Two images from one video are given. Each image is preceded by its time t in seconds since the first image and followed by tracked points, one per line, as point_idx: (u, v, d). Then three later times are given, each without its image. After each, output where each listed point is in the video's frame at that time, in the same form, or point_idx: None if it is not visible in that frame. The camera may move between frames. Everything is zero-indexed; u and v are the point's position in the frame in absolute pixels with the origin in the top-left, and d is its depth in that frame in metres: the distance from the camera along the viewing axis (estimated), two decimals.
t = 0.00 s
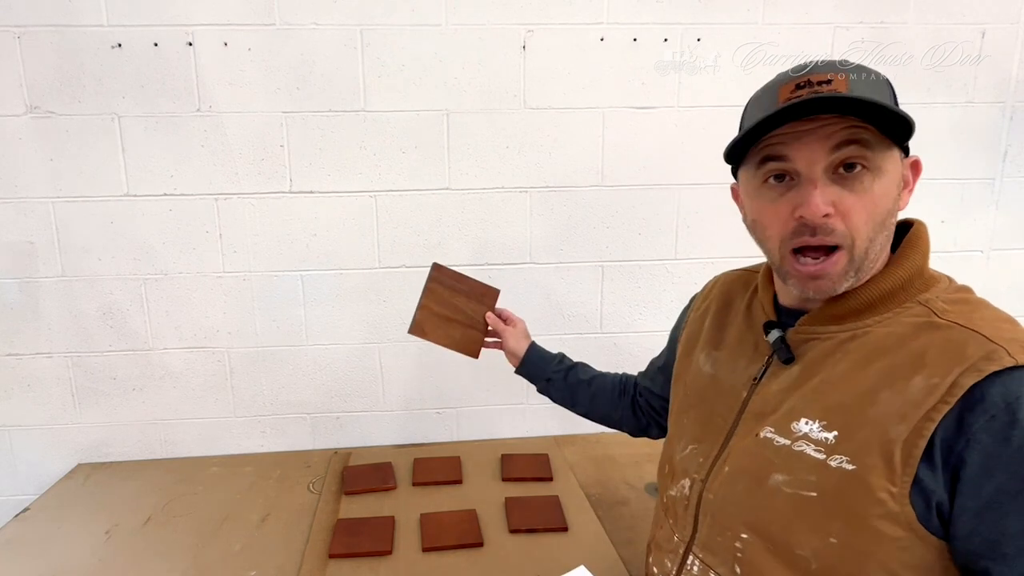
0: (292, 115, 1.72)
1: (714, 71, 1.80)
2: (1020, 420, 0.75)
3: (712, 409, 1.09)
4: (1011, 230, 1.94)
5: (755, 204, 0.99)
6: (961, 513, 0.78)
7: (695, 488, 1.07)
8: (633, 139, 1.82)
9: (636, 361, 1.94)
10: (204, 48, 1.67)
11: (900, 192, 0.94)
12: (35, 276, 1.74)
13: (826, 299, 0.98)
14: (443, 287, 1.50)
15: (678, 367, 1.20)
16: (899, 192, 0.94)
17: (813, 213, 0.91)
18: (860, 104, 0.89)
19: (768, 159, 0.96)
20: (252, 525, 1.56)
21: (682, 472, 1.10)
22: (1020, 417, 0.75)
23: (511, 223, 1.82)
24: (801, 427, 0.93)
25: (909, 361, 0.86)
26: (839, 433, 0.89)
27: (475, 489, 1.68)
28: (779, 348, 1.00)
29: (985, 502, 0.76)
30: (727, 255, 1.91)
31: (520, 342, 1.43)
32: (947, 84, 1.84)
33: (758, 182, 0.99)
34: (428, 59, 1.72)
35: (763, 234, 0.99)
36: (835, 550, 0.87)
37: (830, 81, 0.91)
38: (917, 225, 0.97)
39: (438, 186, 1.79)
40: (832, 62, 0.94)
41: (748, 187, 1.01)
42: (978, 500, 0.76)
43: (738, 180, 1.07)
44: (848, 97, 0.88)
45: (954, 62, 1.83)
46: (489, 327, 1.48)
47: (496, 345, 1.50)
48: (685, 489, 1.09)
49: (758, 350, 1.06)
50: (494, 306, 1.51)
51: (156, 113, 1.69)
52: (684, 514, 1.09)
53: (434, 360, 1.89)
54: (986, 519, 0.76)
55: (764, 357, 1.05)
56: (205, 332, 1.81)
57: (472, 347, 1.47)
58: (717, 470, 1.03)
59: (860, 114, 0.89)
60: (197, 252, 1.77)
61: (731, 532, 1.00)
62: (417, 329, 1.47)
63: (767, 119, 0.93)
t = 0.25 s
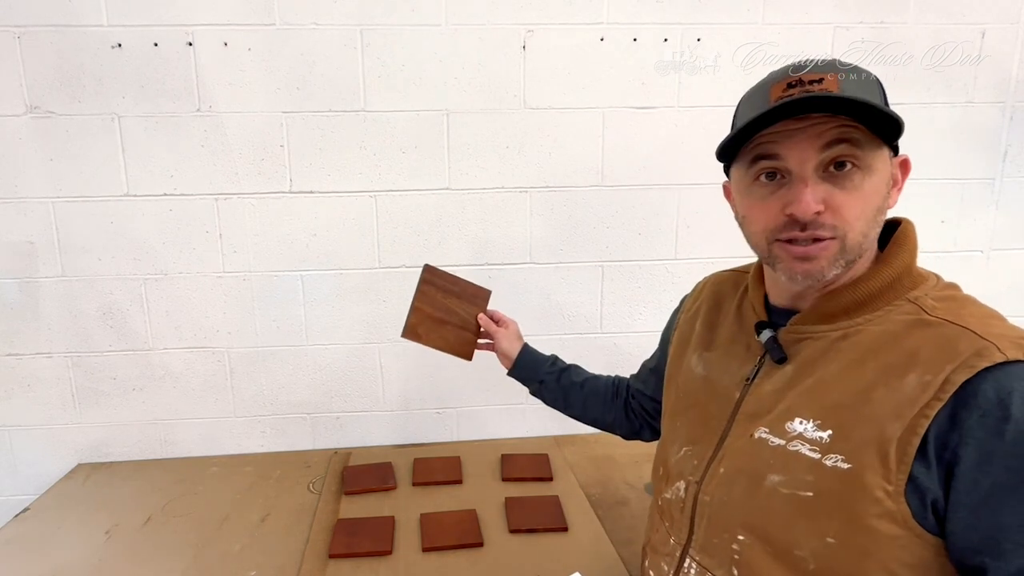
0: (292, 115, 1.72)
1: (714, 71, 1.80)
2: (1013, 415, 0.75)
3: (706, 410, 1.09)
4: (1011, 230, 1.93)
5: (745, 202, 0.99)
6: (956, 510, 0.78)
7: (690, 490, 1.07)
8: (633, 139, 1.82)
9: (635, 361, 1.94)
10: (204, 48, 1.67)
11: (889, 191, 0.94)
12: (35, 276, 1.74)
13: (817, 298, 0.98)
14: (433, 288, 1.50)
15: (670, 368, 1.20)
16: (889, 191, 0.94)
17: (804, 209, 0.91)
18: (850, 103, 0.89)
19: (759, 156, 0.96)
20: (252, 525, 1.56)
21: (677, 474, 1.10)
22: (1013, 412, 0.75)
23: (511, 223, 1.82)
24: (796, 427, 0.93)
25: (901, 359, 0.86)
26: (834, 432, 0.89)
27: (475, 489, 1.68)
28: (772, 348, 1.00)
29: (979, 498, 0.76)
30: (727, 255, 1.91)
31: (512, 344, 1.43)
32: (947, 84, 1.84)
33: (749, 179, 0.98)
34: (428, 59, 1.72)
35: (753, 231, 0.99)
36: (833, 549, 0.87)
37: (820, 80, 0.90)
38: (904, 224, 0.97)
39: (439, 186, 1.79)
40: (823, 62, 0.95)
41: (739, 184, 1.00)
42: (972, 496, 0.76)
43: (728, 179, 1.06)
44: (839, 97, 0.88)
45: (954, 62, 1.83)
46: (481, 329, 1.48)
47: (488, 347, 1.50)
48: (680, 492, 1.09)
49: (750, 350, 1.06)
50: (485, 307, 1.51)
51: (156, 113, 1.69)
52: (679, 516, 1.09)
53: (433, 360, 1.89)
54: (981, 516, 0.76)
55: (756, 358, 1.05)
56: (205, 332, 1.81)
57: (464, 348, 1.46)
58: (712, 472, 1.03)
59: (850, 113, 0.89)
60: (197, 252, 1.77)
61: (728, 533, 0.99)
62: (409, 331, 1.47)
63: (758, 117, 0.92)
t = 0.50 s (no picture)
0: (292, 115, 1.72)
1: (714, 71, 1.80)
2: (1008, 413, 0.75)
3: (702, 410, 1.08)
4: (1011, 230, 1.93)
5: (741, 201, 0.98)
6: (953, 508, 0.78)
7: (688, 491, 1.06)
8: (633, 139, 1.82)
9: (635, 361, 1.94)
10: (204, 48, 1.67)
11: (884, 190, 0.94)
12: (35, 276, 1.74)
13: (813, 297, 0.98)
14: (426, 293, 1.50)
15: (665, 368, 1.19)
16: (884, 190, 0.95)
17: (801, 209, 0.91)
18: (847, 102, 0.89)
19: (755, 155, 0.96)
20: (252, 525, 1.56)
21: (675, 476, 1.10)
22: (1008, 410, 0.75)
23: (511, 223, 1.82)
24: (793, 427, 0.93)
25: (896, 357, 0.86)
26: (831, 431, 0.89)
27: (474, 489, 1.68)
28: (768, 348, 1.00)
29: (976, 496, 0.76)
30: (727, 255, 1.91)
31: (507, 347, 1.44)
32: (947, 84, 1.84)
33: (745, 178, 0.98)
34: (428, 59, 1.72)
35: (748, 230, 0.98)
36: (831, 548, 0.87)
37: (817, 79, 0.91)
38: (897, 222, 0.97)
39: (439, 186, 1.79)
40: (820, 61, 0.95)
41: (734, 183, 1.00)
42: (968, 494, 0.77)
43: (723, 177, 1.06)
44: (835, 96, 0.88)
45: (954, 62, 1.83)
46: (474, 332, 1.48)
47: (483, 350, 1.50)
48: (678, 493, 1.09)
49: (745, 350, 1.06)
50: (480, 310, 1.50)
51: (156, 113, 1.69)
52: (677, 518, 1.09)
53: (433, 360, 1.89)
54: (977, 513, 0.76)
55: (752, 357, 1.05)
56: (205, 332, 1.81)
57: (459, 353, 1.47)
58: (710, 472, 1.03)
59: (847, 113, 0.90)
60: (197, 252, 1.77)
61: (727, 534, 0.99)
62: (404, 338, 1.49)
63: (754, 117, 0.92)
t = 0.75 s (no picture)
0: (292, 115, 1.72)
1: (714, 71, 1.80)
2: (1011, 414, 0.75)
3: (703, 411, 1.08)
4: (1011, 230, 1.93)
5: (746, 202, 0.98)
6: (956, 509, 0.78)
7: (689, 492, 1.06)
8: (633, 139, 1.82)
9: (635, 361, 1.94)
10: (204, 48, 1.67)
11: (889, 192, 0.95)
12: (35, 276, 1.74)
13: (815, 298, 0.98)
14: (422, 299, 1.51)
15: (665, 369, 1.19)
16: (889, 192, 0.95)
17: (808, 212, 0.90)
18: (854, 105, 0.89)
19: (761, 157, 0.95)
20: (252, 525, 1.56)
21: (675, 477, 1.10)
22: (1010, 411, 0.75)
23: (511, 223, 1.82)
24: (796, 428, 0.93)
25: (899, 359, 0.86)
26: (834, 433, 0.89)
27: (475, 489, 1.68)
28: (770, 349, 1.00)
29: (978, 496, 0.76)
30: (727, 255, 1.91)
31: (504, 351, 1.43)
32: (947, 84, 1.84)
33: (750, 179, 0.98)
34: (428, 59, 1.72)
35: (753, 231, 0.98)
36: (833, 549, 0.87)
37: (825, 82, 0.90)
38: (898, 224, 0.97)
39: (439, 186, 1.79)
40: (825, 61, 0.94)
41: (739, 184, 1.00)
42: (971, 495, 0.77)
43: (727, 177, 1.06)
44: (843, 98, 0.88)
45: (954, 62, 1.83)
46: (472, 335, 1.48)
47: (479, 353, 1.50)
48: (679, 494, 1.09)
49: (747, 351, 1.06)
50: (475, 314, 1.51)
51: (156, 113, 1.69)
52: (678, 519, 1.09)
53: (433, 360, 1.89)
54: (979, 514, 0.76)
55: (753, 358, 1.05)
56: (205, 332, 1.81)
57: (456, 356, 1.47)
58: (711, 473, 1.03)
59: (853, 115, 0.89)
60: (197, 252, 1.77)
61: (728, 535, 0.99)
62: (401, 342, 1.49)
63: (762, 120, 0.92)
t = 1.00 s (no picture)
0: (292, 115, 1.72)
1: (714, 71, 1.80)
2: (1015, 417, 0.75)
3: (704, 412, 1.08)
4: (1011, 230, 1.93)
5: (750, 204, 0.98)
6: (958, 511, 0.78)
7: (690, 493, 1.06)
8: (633, 139, 1.82)
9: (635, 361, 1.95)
10: (204, 48, 1.67)
11: (894, 194, 0.94)
12: (35, 276, 1.74)
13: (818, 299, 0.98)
14: (421, 300, 1.51)
15: (667, 369, 1.19)
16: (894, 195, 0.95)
17: (814, 215, 0.91)
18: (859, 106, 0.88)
19: (766, 159, 0.95)
20: (252, 525, 1.56)
21: (676, 477, 1.10)
22: (1014, 414, 0.75)
23: (511, 223, 1.82)
24: (799, 429, 0.93)
25: (903, 361, 0.86)
26: (837, 434, 0.89)
27: (475, 489, 1.68)
28: (772, 350, 1.00)
29: (981, 499, 0.76)
30: (727, 255, 1.91)
31: (503, 352, 1.43)
32: (947, 84, 1.84)
33: (754, 181, 0.97)
34: (428, 59, 1.72)
35: (757, 234, 0.98)
36: (835, 550, 0.87)
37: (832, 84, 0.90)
38: (902, 225, 0.97)
39: (439, 186, 1.79)
40: (831, 62, 0.94)
41: (742, 186, 1.00)
42: (974, 498, 0.77)
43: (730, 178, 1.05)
44: (850, 102, 0.88)
45: (954, 62, 1.83)
46: (471, 337, 1.48)
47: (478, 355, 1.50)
48: (679, 494, 1.09)
49: (749, 352, 1.06)
50: (474, 315, 1.51)
51: (156, 113, 1.69)
52: (678, 519, 1.09)
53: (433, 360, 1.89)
54: (981, 517, 0.76)
55: (755, 359, 1.05)
56: (205, 332, 1.81)
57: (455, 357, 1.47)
58: (712, 474, 1.03)
59: (859, 117, 0.89)
60: (197, 252, 1.77)
61: (729, 536, 0.99)
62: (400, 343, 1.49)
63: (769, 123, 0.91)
